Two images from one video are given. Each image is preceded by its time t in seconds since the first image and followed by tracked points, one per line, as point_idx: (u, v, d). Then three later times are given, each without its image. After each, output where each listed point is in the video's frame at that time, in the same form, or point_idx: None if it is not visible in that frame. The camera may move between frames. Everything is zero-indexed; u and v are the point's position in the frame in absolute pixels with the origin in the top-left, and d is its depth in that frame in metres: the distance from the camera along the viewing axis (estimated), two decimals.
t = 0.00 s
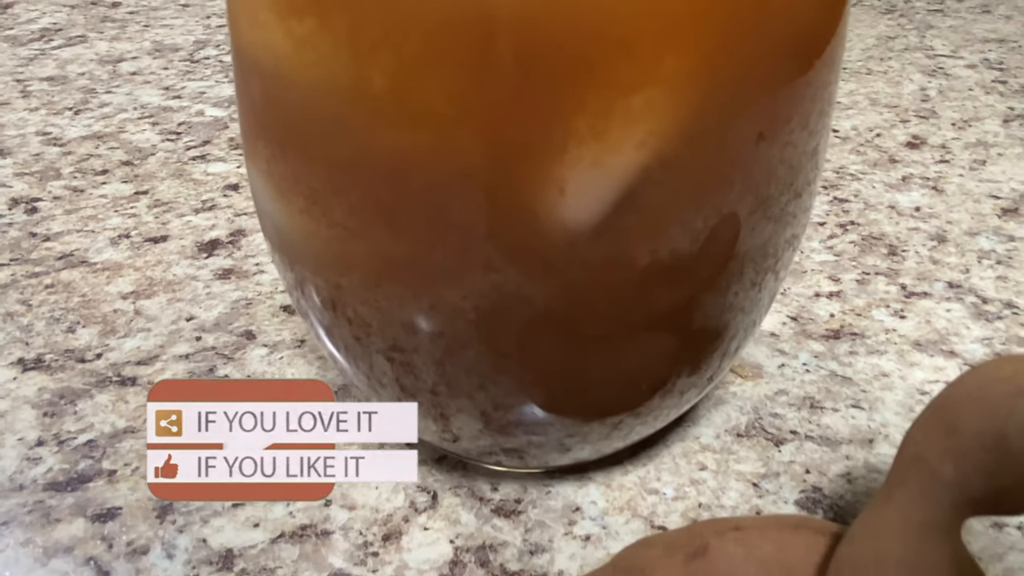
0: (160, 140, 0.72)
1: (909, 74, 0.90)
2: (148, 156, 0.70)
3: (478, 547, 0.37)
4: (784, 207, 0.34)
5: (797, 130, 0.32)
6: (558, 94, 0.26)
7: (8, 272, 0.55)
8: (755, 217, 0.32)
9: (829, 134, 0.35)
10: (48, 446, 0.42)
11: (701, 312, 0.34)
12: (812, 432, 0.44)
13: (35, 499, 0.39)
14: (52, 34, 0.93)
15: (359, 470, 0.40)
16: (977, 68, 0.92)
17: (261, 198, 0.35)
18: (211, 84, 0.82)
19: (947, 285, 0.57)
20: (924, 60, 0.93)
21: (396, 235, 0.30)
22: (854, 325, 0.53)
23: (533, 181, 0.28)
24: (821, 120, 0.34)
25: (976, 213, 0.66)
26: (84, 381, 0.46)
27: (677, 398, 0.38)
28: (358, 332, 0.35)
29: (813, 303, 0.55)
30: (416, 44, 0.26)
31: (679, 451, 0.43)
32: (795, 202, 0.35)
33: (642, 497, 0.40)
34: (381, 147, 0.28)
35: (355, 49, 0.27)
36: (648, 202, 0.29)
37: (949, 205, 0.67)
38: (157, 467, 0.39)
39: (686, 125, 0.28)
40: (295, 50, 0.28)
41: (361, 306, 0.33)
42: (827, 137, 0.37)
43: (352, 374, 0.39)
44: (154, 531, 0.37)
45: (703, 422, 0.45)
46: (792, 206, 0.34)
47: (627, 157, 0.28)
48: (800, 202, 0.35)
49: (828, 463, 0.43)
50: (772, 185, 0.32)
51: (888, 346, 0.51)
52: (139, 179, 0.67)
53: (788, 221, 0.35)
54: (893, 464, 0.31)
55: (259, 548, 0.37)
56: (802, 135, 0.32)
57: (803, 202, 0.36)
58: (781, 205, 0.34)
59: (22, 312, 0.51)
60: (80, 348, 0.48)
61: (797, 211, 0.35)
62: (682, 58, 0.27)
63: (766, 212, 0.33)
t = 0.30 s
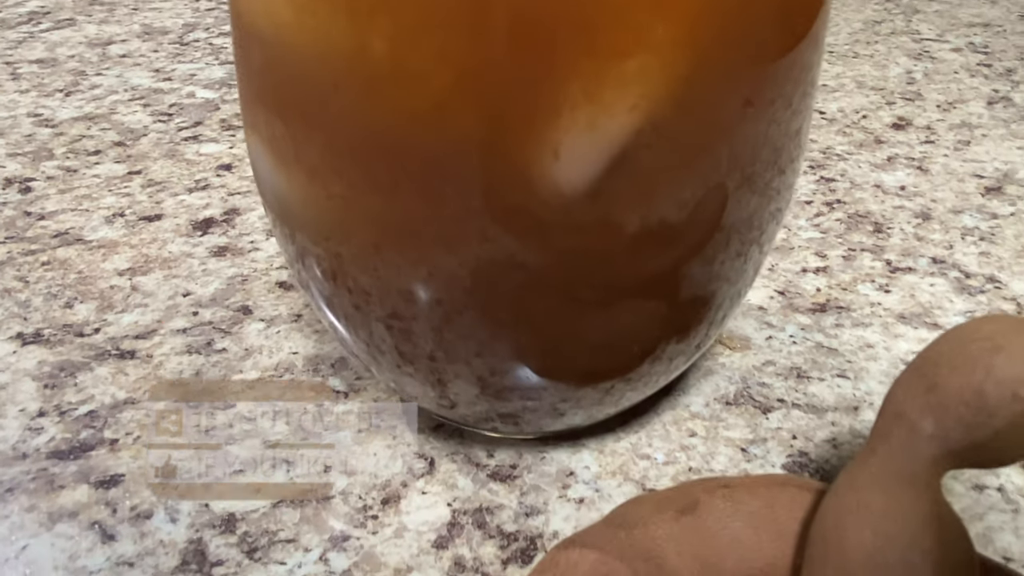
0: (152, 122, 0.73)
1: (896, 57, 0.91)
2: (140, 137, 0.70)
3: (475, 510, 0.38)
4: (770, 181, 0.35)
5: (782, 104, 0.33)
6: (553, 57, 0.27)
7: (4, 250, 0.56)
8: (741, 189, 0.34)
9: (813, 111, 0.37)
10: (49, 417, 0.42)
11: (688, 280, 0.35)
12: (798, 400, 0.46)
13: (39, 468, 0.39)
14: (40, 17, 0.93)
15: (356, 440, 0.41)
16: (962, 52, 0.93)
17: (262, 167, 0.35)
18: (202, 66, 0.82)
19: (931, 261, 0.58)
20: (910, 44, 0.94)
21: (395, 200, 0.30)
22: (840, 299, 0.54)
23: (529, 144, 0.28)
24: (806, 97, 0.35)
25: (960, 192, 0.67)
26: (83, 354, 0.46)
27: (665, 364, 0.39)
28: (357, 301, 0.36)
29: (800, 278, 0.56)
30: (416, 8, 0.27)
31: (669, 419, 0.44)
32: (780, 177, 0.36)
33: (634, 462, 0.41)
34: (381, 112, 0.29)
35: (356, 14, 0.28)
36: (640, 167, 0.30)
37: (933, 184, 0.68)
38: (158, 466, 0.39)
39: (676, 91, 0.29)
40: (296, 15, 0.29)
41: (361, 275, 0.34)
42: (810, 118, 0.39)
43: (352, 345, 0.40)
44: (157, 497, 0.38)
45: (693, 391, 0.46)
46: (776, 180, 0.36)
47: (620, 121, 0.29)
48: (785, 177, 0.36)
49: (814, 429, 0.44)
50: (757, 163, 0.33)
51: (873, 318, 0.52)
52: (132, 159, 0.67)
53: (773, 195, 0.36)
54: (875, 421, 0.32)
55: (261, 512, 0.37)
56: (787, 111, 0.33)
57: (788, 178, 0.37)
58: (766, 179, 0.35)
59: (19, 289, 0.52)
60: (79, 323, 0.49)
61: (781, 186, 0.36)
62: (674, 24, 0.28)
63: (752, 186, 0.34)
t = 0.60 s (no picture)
0: (148, 104, 0.73)
1: (883, 42, 0.93)
2: (137, 119, 0.71)
3: (475, 472, 0.40)
4: (757, 156, 0.36)
5: (770, 79, 0.34)
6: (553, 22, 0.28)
7: (5, 228, 0.56)
8: (730, 162, 0.35)
9: (798, 90, 0.38)
10: (57, 387, 0.43)
11: (678, 249, 0.36)
12: (787, 368, 0.47)
13: (49, 435, 0.40)
14: (33, 2, 0.93)
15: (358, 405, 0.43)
16: (948, 36, 0.94)
17: (268, 140, 0.36)
18: (196, 50, 0.83)
19: (916, 237, 0.60)
20: (897, 28, 0.96)
21: (399, 167, 0.32)
22: (828, 274, 0.55)
23: (528, 108, 0.30)
24: (791, 76, 0.36)
25: (945, 171, 0.68)
26: (88, 327, 0.47)
27: (657, 331, 0.40)
28: (361, 270, 0.37)
29: (789, 254, 0.57)
30: None
31: (662, 386, 0.45)
32: (766, 154, 0.37)
33: (628, 427, 0.43)
34: (385, 78, 0.30)
35: None
36: (635, 134, 0.31)
37: (919, 164, 0.69)
38: (163, 436, 0.40)
39: (669, 58, 0.30)
40: None
41: (364, 242, 0.35)
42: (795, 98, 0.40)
43: (356, 314, 0.41)
44: (166, 461, 0.39)
45: (685, 360, 0.47)
46: (763, 157, 0.37)
47: (615, 86, 0.30)
48: (771, 154, 0.38)
49: (802, 396, 0.45)
50: (746, 137, 0.35)
51: (860, 291, 0.54)
52: (129, 141, 0.67)
53: (760, 170, 0.38)
54: (859, 377, 0.33)
55: (268, 475, 0.39)
56: (773, 87, 0.35)
57: (774, 155, 0.38)
58: (754, 154, 0.36)
59: (22, 266, 0.53)
60: (83, 298, 0.49)
61: (768, 162, 0.38)
62: None
63: (740, 160, 0.35)
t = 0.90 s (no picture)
0: (144, 85, 0.74)
1: (868, 26, 0.94)
2: (133, 100, 0.72)
3: (470, 431, 0.41)
4: (736, 128, 0.38)
5: (750, 50, 0.36)
6: None
7: (6, 204, 0.57)
8: (710, 133, 0.37)
9: (777, 65, 0.40)
10: (62, 353, 0.44)
11: (662, 215, 0.38)
12: (770, 334, 0.49)
13: (55, 398, 0.42)
14: None
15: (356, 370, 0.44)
16: (932, 20, 0.96)
17: (270, 110, 0.38)
18: (190, 33, 0.84)
19: (897, 212, 0.61)
20: (883, 13, 0.98)
21: (395, 132, 0.33)
22: (811, 247, 0.57)
23: (518, 71, 0.31)
24: (769, 53, 0.38)
25: (926, 149, 0.70)
26: (91, 298, 0.48)
27: (643, 296, 0.42)
28: (360, 237, 0.39)
29: (773, 228, 0.59)
30: None
31: (650, 352, 0.47)
32: (746, 126, 0.39)
33: (617, 390, 0.44)
34: (382, 44, 0.31)
35: None
36: (621, 101, 0.33)
37: (901, 142, 0.71)
38: (166, 399, 0.42)
39: (654, 24, 0.31)
40: None
41: (363, 208, 0.37)
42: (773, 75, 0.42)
43: (357, 281, 0.43)
44: (170, 422, 0.40)
45: (672, 327, 0.49)
46: (743, 128, 0.39)
47: (602, 50, 0.31)
48: (751, 126, 0.39)
49: (784, 360, 0.47)
50: (726, 107, 0.36)
51: (841, 263, 0.55)
52: (126, 120, 0.68)
53: (740, 141, 0.39)
54: (834, 333, 0.35)
55: (269, 435, 0.40)
56: (753, 59, 0.36)
57: (753, 127, 0.40)
58: (734, 126, 0.38)
59: (24, 239, 0.54)
60: (85, 270, 0.51)
61: (747, 135, 0.39)
62: None
63: (720, 132, 0.37)
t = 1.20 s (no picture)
0: (134, 73, 0.74)
1: (854, 15, 0.95)
2: (123, 87, 0.72)
3: (458, 406, 0.42)
4: (714, 111, 0.39)
5: (727, 32, 0.37)
6: None
7: None
8: (689, 115, 0.38)
9: (754, 49, 0.41)
10: (56, 333, 0.45)
11: (642, 194, 0.39)
12: (752, 313, 0.50)
13: (50, 375, 0.42)
14: None
15: (347, 349, 0.45)
16: (917, 10, 0.97)
17: (260, 92, 0.38)
18: (180, 22, 0.84)
19: (878, 196, 0.63)
20: (868, 3, 0.99)
21: (383, 111, 0.34)
22: (793, 230, 0.58)
23: (500, 49, 0.32)
24: (746, 38, 0.39)
25: (908, 135, 0.71)
26: (83, 280, 0.49)
27: (626, 274, 0.43)
28: (349, 217, 0.40)
29: (757, 212, 0.60)
30: None
31: (634, 331, 0.48)
32: (724, 108, 0.40)
33: (601, 366, 0.45)
34: (370, 25, 0.32)
35: None
36: (602, 82, 0.33)
37: (884, 129, 0.72)
38: (159, 376, 0.42)
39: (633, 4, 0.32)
40: None
41: (352, 187, 0.38)
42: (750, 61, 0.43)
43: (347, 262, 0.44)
44: (163, 399, 0.41)
45: (656, 307, 0.50)
46: (721, 111, 0.40)
47: (582, 28, 0.32)
48: (728, 109, 0.40)
49: (765, 338, 0.48)
50: (704, 88, 0.37)
51: (823, 245, 0.56)
52: (116, 107, 0.69)
53: (718, 124, 0.40)
54: (809, 306, 0.36)
55: (261, 410, 0.41)
56: (730, 42, 0.37)
57: (731, 110, 0.41)
58: (711, 109, 0.39)
59: (17, 223, 0.54)
60: (77, 253, 0.51)
61: (725, 118, 0.40)
62: None
63: (698, 114, 0.38)
